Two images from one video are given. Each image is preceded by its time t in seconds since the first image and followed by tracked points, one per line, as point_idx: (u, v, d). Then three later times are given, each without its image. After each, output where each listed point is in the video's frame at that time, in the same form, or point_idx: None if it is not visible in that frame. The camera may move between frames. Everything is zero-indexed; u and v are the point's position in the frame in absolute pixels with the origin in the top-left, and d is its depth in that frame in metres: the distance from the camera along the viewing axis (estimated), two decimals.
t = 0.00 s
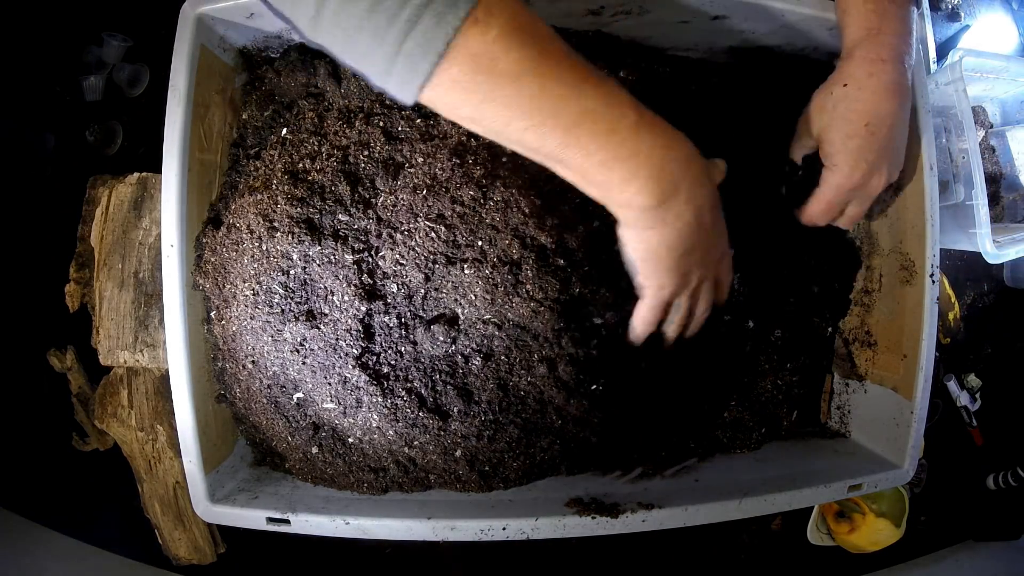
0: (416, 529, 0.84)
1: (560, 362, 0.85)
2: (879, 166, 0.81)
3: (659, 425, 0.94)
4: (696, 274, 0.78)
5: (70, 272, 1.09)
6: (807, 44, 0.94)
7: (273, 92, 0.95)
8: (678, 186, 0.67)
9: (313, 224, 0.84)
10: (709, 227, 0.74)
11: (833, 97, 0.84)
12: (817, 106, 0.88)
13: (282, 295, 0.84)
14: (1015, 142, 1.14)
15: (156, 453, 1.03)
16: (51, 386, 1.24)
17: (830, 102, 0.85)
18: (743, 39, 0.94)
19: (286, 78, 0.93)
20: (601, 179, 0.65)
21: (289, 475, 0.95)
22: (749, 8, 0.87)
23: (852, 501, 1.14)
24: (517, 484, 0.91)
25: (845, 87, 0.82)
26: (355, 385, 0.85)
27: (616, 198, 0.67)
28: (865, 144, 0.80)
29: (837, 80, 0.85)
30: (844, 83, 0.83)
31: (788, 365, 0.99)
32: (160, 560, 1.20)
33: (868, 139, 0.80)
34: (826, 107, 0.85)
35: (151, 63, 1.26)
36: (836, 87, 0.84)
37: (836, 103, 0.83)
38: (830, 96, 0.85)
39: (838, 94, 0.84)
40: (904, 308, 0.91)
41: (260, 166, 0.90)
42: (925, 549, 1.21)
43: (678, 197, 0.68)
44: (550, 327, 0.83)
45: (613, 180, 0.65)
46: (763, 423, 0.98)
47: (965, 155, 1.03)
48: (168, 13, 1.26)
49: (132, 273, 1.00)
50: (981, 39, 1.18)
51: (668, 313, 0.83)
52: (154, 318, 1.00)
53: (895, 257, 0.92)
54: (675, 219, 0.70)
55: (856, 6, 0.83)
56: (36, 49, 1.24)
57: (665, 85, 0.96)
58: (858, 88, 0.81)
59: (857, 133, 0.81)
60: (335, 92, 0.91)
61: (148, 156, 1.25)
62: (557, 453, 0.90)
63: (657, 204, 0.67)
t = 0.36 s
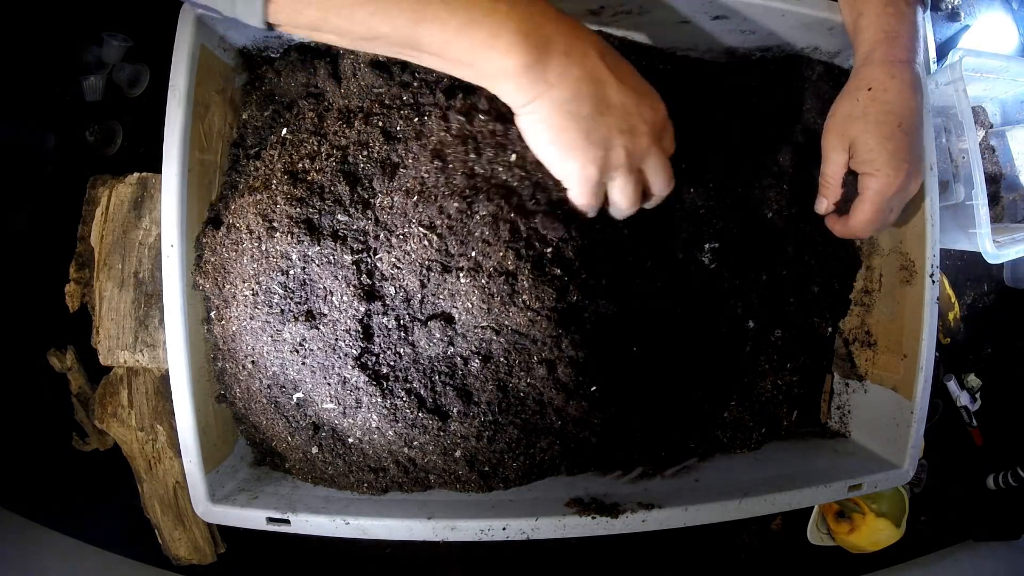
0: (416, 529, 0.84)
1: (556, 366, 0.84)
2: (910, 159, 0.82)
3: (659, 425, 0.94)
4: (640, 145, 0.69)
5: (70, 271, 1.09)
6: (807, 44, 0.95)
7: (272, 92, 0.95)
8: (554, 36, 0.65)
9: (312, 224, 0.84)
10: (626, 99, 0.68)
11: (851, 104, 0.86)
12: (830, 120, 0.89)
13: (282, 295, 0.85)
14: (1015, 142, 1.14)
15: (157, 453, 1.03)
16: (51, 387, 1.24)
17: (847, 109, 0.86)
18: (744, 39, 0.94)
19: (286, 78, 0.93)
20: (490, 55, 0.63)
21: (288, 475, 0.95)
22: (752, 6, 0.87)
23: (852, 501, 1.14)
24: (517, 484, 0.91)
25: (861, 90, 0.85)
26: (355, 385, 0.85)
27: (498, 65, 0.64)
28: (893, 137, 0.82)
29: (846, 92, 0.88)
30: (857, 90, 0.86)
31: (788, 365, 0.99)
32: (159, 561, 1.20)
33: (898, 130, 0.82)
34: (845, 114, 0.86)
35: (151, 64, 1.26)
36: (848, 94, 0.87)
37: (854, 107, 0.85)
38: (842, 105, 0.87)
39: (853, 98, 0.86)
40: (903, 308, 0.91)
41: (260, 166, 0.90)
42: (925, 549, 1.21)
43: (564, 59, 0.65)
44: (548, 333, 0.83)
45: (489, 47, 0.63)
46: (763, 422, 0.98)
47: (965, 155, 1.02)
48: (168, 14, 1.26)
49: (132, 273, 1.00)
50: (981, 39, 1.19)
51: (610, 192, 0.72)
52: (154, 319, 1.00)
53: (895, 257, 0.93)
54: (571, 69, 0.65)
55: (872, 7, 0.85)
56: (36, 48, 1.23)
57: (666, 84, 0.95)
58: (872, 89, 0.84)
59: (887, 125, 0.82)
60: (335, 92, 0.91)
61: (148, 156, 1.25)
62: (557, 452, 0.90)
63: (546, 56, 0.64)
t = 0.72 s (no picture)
0: (416, 529, 0.84)
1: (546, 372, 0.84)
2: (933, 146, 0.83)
3: (659, 425, 0.94)
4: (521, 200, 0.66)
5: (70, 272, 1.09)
6: (807, 43, 0.95)
7: (272, 92, 0.95)
8: (439, 78, 0.62)
9: (311, 225, 0.84)
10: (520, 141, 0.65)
11: (864, 99, 0.86)
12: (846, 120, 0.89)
13: (282, 296, 0.85)
14: (1015, 142, 1.13)
15: (157, 453, 1.03)
16: (50, 387, 1.24)
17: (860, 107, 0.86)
18: (744, 38, 0.94)
19: (286, 78, 0.93)
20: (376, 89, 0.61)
21: (289, 475, 0.95)
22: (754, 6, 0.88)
23: (852, 501, 1.14)
24: (517, 484, 0.91)
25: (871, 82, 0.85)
26: (354, 385, 0.85)
27: (377, 98, 0.62)
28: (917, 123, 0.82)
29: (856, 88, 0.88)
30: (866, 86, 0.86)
31: (788, 365, 0.99)
32: (159, 560, 1.20)
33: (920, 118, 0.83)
34: (862, 110, 0.86)
35: (151, 64, 1.26)
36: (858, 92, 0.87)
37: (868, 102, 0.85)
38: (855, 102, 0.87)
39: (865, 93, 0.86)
40: (904, 308, 0.92)
41: (260, 166, 0.90)
42: (926, 549, 1.21)
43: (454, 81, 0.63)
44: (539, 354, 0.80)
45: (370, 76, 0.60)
46: (763, 422, 0.98)
47: (965, 155, 1.02)
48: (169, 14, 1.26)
49: (132, 273, 1.00)
50: (981, 39, 1.19)
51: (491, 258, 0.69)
52: (154, 318, 1.00)
53: (895, 257, 0.93)
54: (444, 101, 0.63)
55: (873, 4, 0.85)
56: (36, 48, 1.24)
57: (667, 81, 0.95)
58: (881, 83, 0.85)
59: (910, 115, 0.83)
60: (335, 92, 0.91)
61: (148, 156, 1.25)
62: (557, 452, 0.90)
63: (433, 83, 0.62)
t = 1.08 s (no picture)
0: (416, 529, 0.84)
1: (547, 373, 0.84)
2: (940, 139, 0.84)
3: (659, 425, 0.94)
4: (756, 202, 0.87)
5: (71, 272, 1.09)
6: (807, 43, 0.95)
7: (272, 92, 0.95)
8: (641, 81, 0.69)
9: (312, 224, 0.83)
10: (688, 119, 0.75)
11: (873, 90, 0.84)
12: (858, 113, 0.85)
13: (282, 296, 0.84)
14: (1015, 142, 1.13)
15: (156, 453, 1.03)
16: (51, 387, 1.24)
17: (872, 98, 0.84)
18: (744, 38, 0.94)
19: (286, 78, 0.93)
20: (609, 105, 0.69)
21: (289, 475, 0.95)
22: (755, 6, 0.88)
23: (852, 501, 1.14)
24: (518, 484, 0.91)
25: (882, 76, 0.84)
26: (355, 385, 0.85)
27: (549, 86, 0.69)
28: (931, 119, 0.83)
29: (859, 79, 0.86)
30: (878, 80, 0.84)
31: (788, 365, 0.99)
32: (160, 560, 1.20)
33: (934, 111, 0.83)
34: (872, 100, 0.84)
35: (151, 63, 1.26)
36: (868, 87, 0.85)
37: (883, 94, 0.83)
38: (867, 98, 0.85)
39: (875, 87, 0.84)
40: (904, 307, 0.91)
41: (260, 166, 0.90)
42: (925, 548, 1.21)
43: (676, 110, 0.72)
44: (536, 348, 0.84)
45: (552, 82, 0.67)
46: (763, 422, 0.98)
47: (965, 155, 1.02)
48: (167, 13, 1.26)
49: (132, 273, 1.00)
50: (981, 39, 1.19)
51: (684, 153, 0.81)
52: (154, 319, 1.00)
53: (895, 257, 0.93)
54: (719, 107, 0.74)
55: (874, 4, 0.84)
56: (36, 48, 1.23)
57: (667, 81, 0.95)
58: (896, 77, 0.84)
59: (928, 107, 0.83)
60: (335, 92, 0.91)
61: (148, 156, 1.25)
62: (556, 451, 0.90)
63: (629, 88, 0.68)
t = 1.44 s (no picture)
0: (416, 529, 0.84)
1: (547, 374, 0.84)
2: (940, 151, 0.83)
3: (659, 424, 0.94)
4: (765, 147, 0.92)
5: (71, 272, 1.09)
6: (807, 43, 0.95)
7: (272, 92, 0.95)
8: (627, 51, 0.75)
9: (312, 224, 0.83)
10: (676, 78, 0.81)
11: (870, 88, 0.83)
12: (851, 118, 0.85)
13: (282, 296, 0.84)
14: (1015, 142, 1.13)
15: (156, 453, 1.03)
16: (51, 387, 1.24)
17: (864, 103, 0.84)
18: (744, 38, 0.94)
19: (286, 78, 0.93)
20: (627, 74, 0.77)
21: (288, 475, 0.95)
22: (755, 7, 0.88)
23: (852, 501, 1.14)
24: (519, 484, 0.91)
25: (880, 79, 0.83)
26: (355, 385, 0.85)
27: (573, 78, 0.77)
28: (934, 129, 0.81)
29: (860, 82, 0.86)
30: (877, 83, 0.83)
31: (788, 365, 0.99)
32: (160, 560, 1.20)
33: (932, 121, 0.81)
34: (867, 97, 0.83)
35: (151, 63, 1.26)
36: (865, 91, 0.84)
37: (878, 100, 0.82)
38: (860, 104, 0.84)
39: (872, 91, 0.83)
40: (904, 307, 0.91)
41: (260, 166, 0.90)
42: (925, 548, 1.21)
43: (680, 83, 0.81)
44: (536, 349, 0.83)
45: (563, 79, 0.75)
46: (763, 422, 0.98)
47: (965, 155, 1.02)
48: (167, 13, 1.26)
49: (132, 273, 1.00)
50: (980, 39, 1.19)
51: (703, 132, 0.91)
52: (154, 318, 1.00)
53: (895, 257, 0.93)
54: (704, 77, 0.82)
55: (878, 6, 0.83)
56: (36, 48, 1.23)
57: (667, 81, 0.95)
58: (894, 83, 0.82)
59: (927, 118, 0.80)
60: (335, 92, 0.91)
61: (148, 156, 1.25)
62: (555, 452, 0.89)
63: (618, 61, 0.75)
